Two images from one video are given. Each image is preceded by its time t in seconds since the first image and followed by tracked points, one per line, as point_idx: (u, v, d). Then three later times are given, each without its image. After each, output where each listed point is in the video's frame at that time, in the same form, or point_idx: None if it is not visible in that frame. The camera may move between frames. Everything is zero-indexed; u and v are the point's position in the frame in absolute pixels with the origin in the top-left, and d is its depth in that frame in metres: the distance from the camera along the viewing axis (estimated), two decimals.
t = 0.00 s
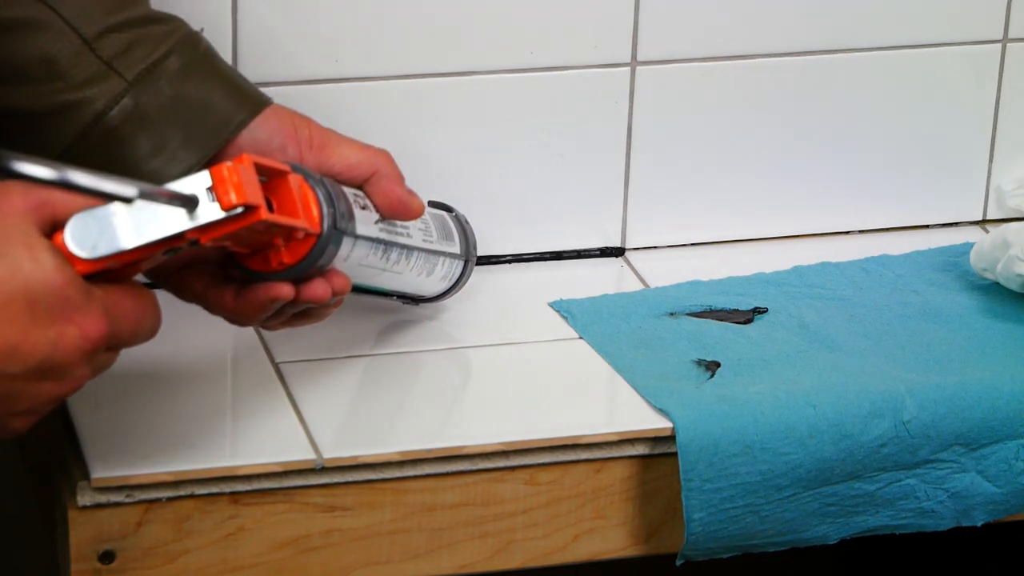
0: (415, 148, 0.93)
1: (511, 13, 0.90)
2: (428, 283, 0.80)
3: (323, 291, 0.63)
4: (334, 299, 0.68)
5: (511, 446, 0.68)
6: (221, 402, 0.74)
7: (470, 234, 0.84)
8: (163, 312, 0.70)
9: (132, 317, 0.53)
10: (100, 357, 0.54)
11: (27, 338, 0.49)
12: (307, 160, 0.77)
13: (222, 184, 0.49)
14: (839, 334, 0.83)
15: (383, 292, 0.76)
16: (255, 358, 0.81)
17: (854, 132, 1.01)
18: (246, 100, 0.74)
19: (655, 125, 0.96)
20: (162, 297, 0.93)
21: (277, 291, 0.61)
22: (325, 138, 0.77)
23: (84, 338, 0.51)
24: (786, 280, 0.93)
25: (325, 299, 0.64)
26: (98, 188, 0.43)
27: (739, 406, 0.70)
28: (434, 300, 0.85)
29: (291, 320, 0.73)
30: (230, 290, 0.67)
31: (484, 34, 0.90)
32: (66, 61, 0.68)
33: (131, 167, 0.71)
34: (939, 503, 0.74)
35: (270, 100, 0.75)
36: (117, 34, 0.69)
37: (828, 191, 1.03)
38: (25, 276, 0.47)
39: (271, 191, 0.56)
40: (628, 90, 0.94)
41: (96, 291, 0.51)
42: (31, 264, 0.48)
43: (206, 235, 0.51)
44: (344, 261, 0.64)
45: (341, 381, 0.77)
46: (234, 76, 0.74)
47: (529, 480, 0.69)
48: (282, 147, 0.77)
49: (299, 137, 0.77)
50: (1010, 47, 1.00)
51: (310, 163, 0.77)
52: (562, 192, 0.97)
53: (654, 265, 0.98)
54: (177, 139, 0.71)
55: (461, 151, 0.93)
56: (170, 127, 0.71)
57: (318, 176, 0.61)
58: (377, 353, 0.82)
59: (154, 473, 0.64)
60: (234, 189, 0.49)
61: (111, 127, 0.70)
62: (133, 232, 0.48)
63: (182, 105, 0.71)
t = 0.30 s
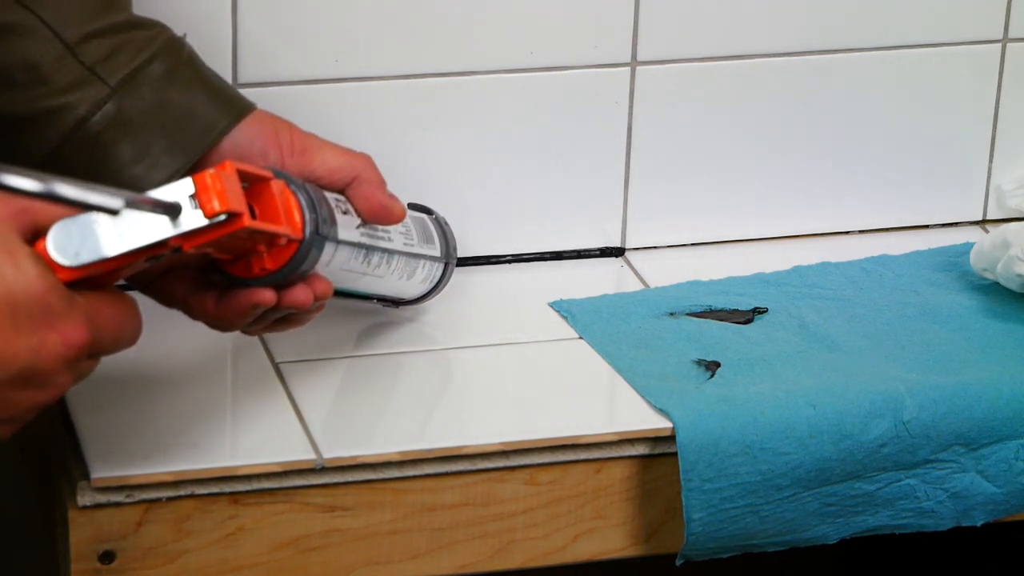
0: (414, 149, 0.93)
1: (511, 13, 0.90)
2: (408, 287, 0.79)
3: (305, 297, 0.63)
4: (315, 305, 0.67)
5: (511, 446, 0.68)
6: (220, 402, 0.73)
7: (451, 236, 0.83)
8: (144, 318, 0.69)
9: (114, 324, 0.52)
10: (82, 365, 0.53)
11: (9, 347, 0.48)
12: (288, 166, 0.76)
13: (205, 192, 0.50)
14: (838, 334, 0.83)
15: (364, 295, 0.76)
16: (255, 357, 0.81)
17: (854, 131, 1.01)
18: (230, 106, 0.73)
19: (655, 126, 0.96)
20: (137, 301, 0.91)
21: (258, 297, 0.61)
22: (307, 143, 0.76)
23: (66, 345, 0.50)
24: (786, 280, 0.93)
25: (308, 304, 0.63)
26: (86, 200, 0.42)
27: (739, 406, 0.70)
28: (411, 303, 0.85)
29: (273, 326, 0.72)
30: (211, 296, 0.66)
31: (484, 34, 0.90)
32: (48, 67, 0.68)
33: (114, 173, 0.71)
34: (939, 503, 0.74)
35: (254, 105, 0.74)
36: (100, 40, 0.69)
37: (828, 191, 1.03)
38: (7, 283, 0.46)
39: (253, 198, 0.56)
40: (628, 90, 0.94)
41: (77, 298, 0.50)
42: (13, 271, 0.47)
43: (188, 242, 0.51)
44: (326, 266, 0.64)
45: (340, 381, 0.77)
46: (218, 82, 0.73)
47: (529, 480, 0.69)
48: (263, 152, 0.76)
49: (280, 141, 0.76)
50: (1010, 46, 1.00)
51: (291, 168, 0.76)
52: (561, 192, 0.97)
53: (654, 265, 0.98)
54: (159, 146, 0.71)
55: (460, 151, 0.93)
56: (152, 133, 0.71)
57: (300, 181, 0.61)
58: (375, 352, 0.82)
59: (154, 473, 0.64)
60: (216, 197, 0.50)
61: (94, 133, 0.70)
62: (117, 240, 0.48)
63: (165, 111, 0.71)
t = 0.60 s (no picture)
0: (414, 148, 0.93)
1: (511, 13, 0.90)
2: (388, 287, 0.79)
3: (286, 298, 0.62)
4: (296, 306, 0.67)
5: (511, 446, 0.68)
6: (220, 402, 0.73)
7: (430, 237, 0.83)
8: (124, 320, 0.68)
9: (96, 325, 0.52)
10: (65, 367, 0.52)
11: None
12: (269, 168, 0.76)
13: (188, 192, 0.50)
14: (839, 334, 0.83)
15: (344, 296, 0.75)
16: (255, 357, 0.80)
17: (854, 132, 1.01)
18: (213, 110, 0.73)
19: (655, 126, 0.96)
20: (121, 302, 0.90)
21: (240, 298, 0.60)
22: (288, 145, 0.76)
23: (48, 347, 0.49)
24: (786, 280, 0.93)
25: (289, 305, 0.63)
26: (70, 201, 0.42)
27: (738, 406, 0.70)
28: (392, 301, 0.85)
29: (255, 326, 0.72)
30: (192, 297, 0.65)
31: (484, 34, 0.90)
32: (31, 69, 0.68)
33: (96, 176, 0.70)
34: (939, 503, 0.74)
35: (237, 108, 0.74)
36: (83, 42, 0.69)
37: (828, 191, 1.03)
38: None
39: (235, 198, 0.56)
40: (628, 89, 0.94)
41: (59, 302, 0.50)
42: None
43: (170, 243, 0.51)
44: (308, 267, 0.64)
45: (338, 380, 0.77)
46: (202, 85, 0.73)
47: (529, 479, 0.69)
48: (245, 154, 0.75)
49: (261, 142, 0.75)
50: (1010, 46, 1.00)
51: (272, 170, 0.76)
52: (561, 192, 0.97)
53: (654, 265, 0.98)
54: (141, 149, 0.70)
55: (460, 151, 0.93)
56: (135, 136, 0.70)
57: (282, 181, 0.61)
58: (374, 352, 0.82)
59: (154, 473, 0.64)
60: (199, 198, 0.50)
61: (77, 136, 0.69)
62: (99, 241, 0.48)
63: (147, 114, 0.70)
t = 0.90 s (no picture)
0: (413, 149, 0.93)
1: (511, 13, 0.90)
2: (371, 291, 0.79)
3: (270, 304, 0.62)
4: (280, 313, 0.67)
5: (511, 446, 0.68)
6: (220, 402, 0.73)
7: (413, 241, 0.83)
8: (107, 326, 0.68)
9: (77, 332, 0.52)
10: (46, 374, 0.52)
11: None
12: (252, 172, 0.76)
13: (172, 201, 0.51)
14: (839, 334, 0.83)
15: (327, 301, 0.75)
16: (254, 357, 0.80)
17: (854, 132, 1.01)
18: (198, 115, 0.73)
19: (655, 126, 0.96)
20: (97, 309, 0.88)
21: (223, 305, 0.60)
22: (271, 149, 0.76)
23: (31, 353, 0.49)
24: (786, 280, 0.93)
25: (273, 311, 0.63)
26: (56, 215, 0.43)
27: (738, 406, 0.70)
28: (374, 307, 0.84)
29: (239, 333, 0.71)
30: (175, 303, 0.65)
31: (483, 34, 0.90)
32: (16, 74, 0.68)
33: (80, 181, 0.70)
34: (939, 503, 0.74)
35: (222, 113, 0.74)
36: (68, 47, 0.69)
37: (828, 191, 1.03)
38: None
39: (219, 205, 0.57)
40: (628, 89, 0.94)
41: (39, 307, 0.50)
42: None
43: (155, 251, 0.52)
44: (291, 272, 0.64)
45: (336, 381, 0.77)
46: (188, 90, 0.73)
47: (529, 480, 0.69)
48: (228, 159, 0.75)
49: (245, 147, 0.75)
50: (1010, 47, 1.00)
51: (255, 175, 0.76)
52: (561, 192, 0.97)
53: (654, 265, 0.98)
54: (126, 154, 0.70)
55: (460, 151, 0.93)
56: (120, 142, 0.70)
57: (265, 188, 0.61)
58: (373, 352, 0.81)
59: (154, 473, 0.64)
60: (183, 206, 0.50)
61: (61, 142, 0.69)
62: (82, 249, 0.49)
63: (132, 120, 0.70)
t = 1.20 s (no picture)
0: (413, 148, 0.93)
1: (510, 13, 0.90)
2: (356, 292, 0.78)
3: (256, 305, 0.62)
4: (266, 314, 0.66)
5: (510, 446, 0.68)
6: (219, 402, 0.73)
7: (397, 241, 0.83)
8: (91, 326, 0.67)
9: (65, 335, 0.52)
10: (32, 377, 0.51)
11: None
12: (237, 173, 0.76)
13: (158, 201, 0.51)
14: (839, 334, 0.83)
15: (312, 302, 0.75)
16: (255, 357, 0.80)
17: (854, 132, 1.01)
18: (186, 116, 0.72)
19: (655, 126, 0.96)
20: (86, 309, 0.88)
21: (208, 306, 0.60)
22: (257, 150, 0.75)
23: (18, 354, 0.48)
24: (786, 280, 0.93)
25: (259, 312, 0.62)
26: (47, 215, 0.45)
27: (738, 406, 0.70)
28: (358, 307, 0.83)
29: (225, 334, 0.71)
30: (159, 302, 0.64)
31: (483, 34, 0.90)
32: (3, 76, 0.66)
33: (67, 184, 0.68)
34: (939, 503, 0.74)
35: (212, 114, 0.73)
36: (55, 48, 0.68)
37: (827, 191, 1.03)
38: None
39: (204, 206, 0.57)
40: (628, 89, 0.94)
41: (24, 309, 0.49)
42: None
43: (141, 252, 0.52)
44: (279, 272, 0.64)
45: (335, 381, 0.77)
46: (176, 92, 0.72)
47: (529, 480, 0.69)
48: (213, 159, 0.75)
49: (230, 147, 0.75)
50: (1010, 47, 1.00)
51: (240, 176, 0.76)
52: (561, 192, 0.97)
53: (654, 265, 0.98)
54: (114, 156, 0.69)
55: (460, 151, 0.93)
56: (108, 144, 0.69)
57: (250, 188, 0.61)
58: (372, 352, 0.81)
59: (154, 473, 0.64)
60: (169, 206, 0.51)
61: (48, 144, 0.68)
62: (70, 249, 0.49)
63: (120, 122, 0.69)
